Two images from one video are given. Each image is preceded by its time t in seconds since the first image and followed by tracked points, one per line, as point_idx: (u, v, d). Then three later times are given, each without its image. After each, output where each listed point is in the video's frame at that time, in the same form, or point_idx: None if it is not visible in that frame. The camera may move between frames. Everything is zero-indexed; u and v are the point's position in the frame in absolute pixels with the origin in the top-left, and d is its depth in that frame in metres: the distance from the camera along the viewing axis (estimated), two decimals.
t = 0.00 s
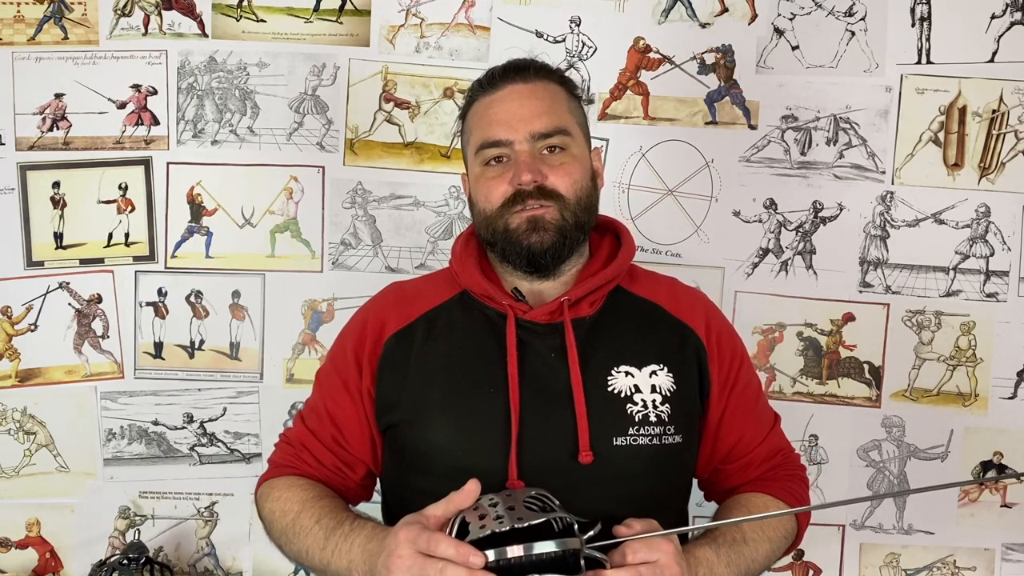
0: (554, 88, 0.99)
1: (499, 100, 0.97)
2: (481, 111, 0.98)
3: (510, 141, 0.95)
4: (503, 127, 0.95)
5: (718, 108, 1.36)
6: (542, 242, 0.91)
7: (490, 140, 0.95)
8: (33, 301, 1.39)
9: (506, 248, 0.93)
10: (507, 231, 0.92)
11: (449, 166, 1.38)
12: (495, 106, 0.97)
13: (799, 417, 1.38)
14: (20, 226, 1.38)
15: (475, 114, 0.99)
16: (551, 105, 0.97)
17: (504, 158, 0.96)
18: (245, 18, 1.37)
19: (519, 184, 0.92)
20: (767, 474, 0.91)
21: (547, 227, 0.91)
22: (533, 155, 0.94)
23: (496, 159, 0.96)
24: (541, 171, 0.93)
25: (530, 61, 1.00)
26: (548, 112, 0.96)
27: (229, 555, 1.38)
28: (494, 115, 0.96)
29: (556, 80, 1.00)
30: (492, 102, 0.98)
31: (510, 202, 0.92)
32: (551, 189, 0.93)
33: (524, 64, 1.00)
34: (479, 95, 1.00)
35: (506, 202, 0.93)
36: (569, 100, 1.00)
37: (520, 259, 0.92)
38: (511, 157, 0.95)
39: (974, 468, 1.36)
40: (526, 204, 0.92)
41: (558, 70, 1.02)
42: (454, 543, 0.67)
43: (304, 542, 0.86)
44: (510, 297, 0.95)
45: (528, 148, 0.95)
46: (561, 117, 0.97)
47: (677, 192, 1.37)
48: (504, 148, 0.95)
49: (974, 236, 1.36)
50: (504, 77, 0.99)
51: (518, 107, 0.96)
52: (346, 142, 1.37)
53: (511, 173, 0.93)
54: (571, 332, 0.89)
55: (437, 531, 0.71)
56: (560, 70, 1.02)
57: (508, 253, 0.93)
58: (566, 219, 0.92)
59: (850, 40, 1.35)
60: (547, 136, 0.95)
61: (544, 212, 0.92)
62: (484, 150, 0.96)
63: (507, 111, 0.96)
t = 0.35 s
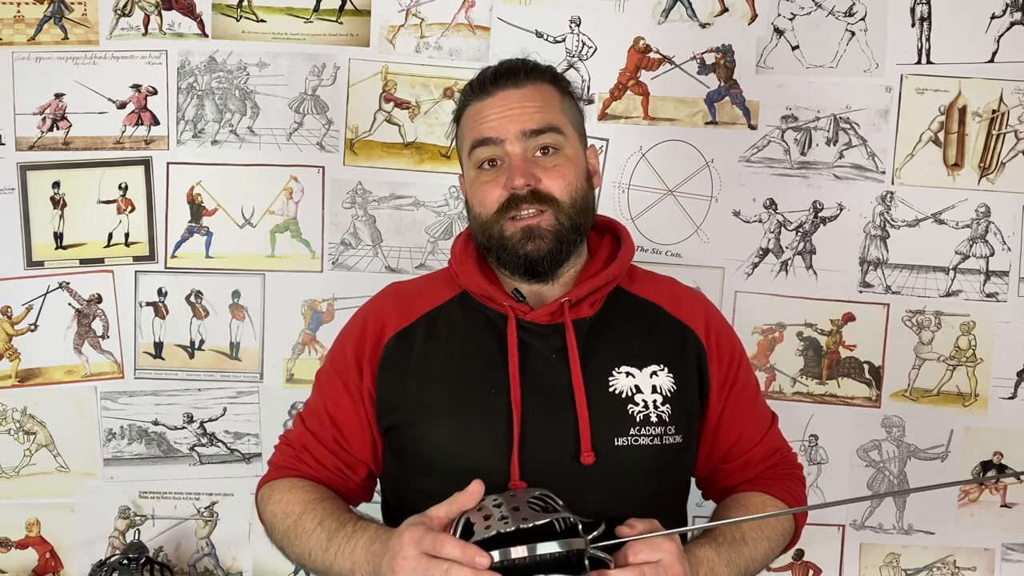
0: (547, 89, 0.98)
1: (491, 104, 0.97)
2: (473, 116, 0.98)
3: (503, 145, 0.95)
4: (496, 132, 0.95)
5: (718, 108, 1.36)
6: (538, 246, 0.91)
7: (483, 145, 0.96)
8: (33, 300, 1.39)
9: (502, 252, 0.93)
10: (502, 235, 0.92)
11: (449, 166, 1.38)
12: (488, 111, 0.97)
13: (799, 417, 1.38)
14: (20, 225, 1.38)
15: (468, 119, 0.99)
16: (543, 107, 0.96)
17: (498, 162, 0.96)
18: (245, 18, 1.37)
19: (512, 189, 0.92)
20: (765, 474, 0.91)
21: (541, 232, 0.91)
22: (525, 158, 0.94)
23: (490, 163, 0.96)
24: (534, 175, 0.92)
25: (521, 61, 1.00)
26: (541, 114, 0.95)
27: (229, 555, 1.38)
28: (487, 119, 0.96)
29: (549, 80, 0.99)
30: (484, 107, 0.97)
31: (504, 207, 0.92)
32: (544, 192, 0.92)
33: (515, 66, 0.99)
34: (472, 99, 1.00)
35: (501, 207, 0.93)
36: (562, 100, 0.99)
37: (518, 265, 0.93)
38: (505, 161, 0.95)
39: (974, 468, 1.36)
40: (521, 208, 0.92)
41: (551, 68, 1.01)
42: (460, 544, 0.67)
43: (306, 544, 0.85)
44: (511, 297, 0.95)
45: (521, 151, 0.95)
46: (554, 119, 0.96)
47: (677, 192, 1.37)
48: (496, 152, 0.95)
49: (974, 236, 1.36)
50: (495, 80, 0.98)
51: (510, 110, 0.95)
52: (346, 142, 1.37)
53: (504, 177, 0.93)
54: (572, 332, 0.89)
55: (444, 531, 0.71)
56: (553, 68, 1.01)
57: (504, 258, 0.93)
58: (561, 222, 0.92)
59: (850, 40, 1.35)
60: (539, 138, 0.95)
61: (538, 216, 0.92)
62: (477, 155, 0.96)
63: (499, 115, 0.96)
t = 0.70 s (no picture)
0: (556, 86, 0.98)
1: (499, 100, 0.97)
2: (481, 111, 0.98)
3: (510, 141, 0.95)
4: (503, 127, 0.95)
5: (718, 108, 1.36)
6: (543, 243, 0.91)
7: (490, 141, 0.96)
8: (33, 300, 1.39)
9: (506, 249, 0.93)
10: (508, 232, 0.92)
11: (449, 167, 1.38)
12: (495, 106, 0.97)
13: (799, 417, 1.38)
14: (20, 226, 1.38)
15: (475, 113, 0.99)
16: (551, 103, 0.96)
17: (504, 158, 0.96)
18: (245, 18, 1.37)
19: (519, 185, 0.92)
20: (764, 474, 0.91)
21: (547, 229, 0.91)
22: (533, 155, 0.94)
23: (497, 159, 0.96)
24: (541, 172, 0.93)
25: (530, 57, 0.99)
26: (549, 111, 0.95)
27: (229, 555, 1.38)
28: (494, 115, 0.96)
29: (558, 76, 0.99)
30: (492, 102, 0.97)
31: (511, 203, 0.93)
32: (551, 189, 0.93)
33: (524, 61, 0.98)
34: (479, 94, 0.99)
35: (506, 203, 0.93)
36: (570, 97, 0.99)
37: (521, 260, 0.93)
38: (512, 157, 0.95)
39: (974, 468, 1.36)
40: (526, 205, 0.92)
41: (559, 65, 1.00)
42: (445, 546, 0.67)
43: (306, 538, 0.86)
44: (512, 296, 0.95)
45: (528, 147, 0.94)
46: (562, 116, 0.96)
47: (677, 192, 1.37)
48: (503, 148, 0.95)
49: (974, 236, 1.36)
50: (504, 75, 0.98)
51: (519, 106, 0.95)
52: (346, 142, 1.37)
53: (511, 173, 0.94)
54: (571, 333, 0.89)
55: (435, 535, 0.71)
56: (562, 64, 1.01)
57: (508, 254, 0.93)
58: (566, 220, 0.92)
59: (850, 40, 1.35)
60: (547, 135, 0.95)
61: (544, 214, 0.92)
62: (484, 150, 0.96)
63: (506, 110, 0.96)
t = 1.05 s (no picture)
0: (556, 83, 0.98)
1: (499, 96, 0.97)
2: (481, 107, 0.98)
3: (509, 137, 0.95)
4: (502, 123, 0.95)
5: (718, 108, 1.36)
6: (540, 241, 0.91)
7: (489, 136, 0.95)
8: (33, 301, 1.39)
9: (503, 246, 0.93)
10: (504, 229, 0.92)
11: (449, 166, 1.38)
12: (495, 102, 0.96)
13: (799, 417, 1.38)
14: (20, 226, 1.38)
15: (475, 109, 0.99)
16: (552, 100, 0.96)
17: (503, 154, 0.96)
18: (245, 18, 1.37)
19: (516, 181, 0.92)
20: (760, 477, 0.91)
21: (544, 227, 0.91)
22: (531, 151, 0.94)
23: (496, 155, 0.96)
24: (539, 169, 0.93)
25: (531, 53, 0.99)
26: (549, 108, 0.95)
27: (229, 555, 1.38)
28: (494, 110, 0.96)
29: (559, 73, 0.99)
30: (492, 98, 0.97)
31: (508, 200, 0.93)
32: (548, 186, 0.93)
33: (525, 58, 0.98)
34: (479, 90, 0.99)
35: (504, 200, 0.93)
36: (570, 94, 0.99)
37: (517, 258, 0.93)
38: (510, 152, 0.95)
39: (974, 468, 1.36)
40: (523, 202, 0.92)
41: (561, 62, 1.00)
42: None
43: (299, 538, 0.86)
44: (508, 297, 0.95)
45: (527, 144, 0.94)
46: (562, 113, 0.96)
47: (677, 192, 1.37)
48: (502, 144, 0.95)
49: (974, 236, 1.36)
50: (505, 72, 0.98)
51: (519, 102, 0.95)
52: (346, 142, 1.37)
53: (509, 169, 0.93)
54: (568, 337, 0.89)
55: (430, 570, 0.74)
56: (563, 61, 1.00)
57: (505, 251, 0.93)
58: (563, 219, 0.92)
59: (850, 40, 1.35)
60: (546, 132, 0.95)
61: (541, 212, 0.92)
62: (482, 146, 0.96)
63: (506, 106, 0.96)
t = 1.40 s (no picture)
0: (555, 84, 0.97)
1: (498, 96, 0.96)
2: (478, 108, 0.97)
3: (507, 140, 0.94)
4: (500, 125, 0.94)
5: (718, 108, 1.36)
6: (539, 245, 0.91)
7: (488, 138, 0.95)
8: (33, 300, 1.39)
9: (501, 249, 0.93)
10: (503, 233, 0.92)
11: (449, 166, 1.38)
12: (493, 103, 0.96)
13: (799, 417, 1.38)
14: (21, 226, 1.38)
15: (473, 109, 0.98)
16: (550, 102, 0.95)
17: (501, 156, 0.95)
18: (245, 18, 1.37)
19: (515, 185, 0.92)
20: (759, 470, 0.91)
21: (543, 231, 0.91)
22: (530, 154, 0.94)
23: (494, 157, 0.96)
24: (537, 172, 0.93)
25: (530, 53, 0.98)
26: (547, 110, 0.95)
27: (229, 555, 1.38)
28: (492, 111, 0.95)
29: (557, 74, 0.98)
30: (490, 99, 0.97)
31: (507, 204, 0.93)
32: (547, 190, 0.93)
33: (523, 58, 0.98)
34: (477, 90, 0.98)
35: (503, 204, 0.93)
36: (569, 95, 0.98)
37: (517, 261, 0.93)
38: (509, 155, 0.95)
39: (974, 468, 1.37)
40: (522, 206, 0.93)
41: (559, 62, 1.00)
42: None
43: (303, 542, 0.86)
44: (509, 297, 0.95)
45: (525, 146, 0.94)
46: (560, 115, 0.96)
47: (677, 192, 1.37)
48: (501, 146, 0.95)
49: (974, 236, 1.36)
50: (503, 72, 0.97)
51: (517, 104, 0.95)
52: (346, 142, 1.37)
53: (507, 172, 0.93)
54: (568, 336, 0.89)
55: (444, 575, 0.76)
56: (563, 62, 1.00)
57: (503, 255, 0.93)
58: (563, 223, 0.92)
59: (850, 40, 1.34)
60: (545, 135, 0.94)
61: (540, 217, 0.92)
62: (481, 148, 0.96)
63: (505, 107, 0.95)
